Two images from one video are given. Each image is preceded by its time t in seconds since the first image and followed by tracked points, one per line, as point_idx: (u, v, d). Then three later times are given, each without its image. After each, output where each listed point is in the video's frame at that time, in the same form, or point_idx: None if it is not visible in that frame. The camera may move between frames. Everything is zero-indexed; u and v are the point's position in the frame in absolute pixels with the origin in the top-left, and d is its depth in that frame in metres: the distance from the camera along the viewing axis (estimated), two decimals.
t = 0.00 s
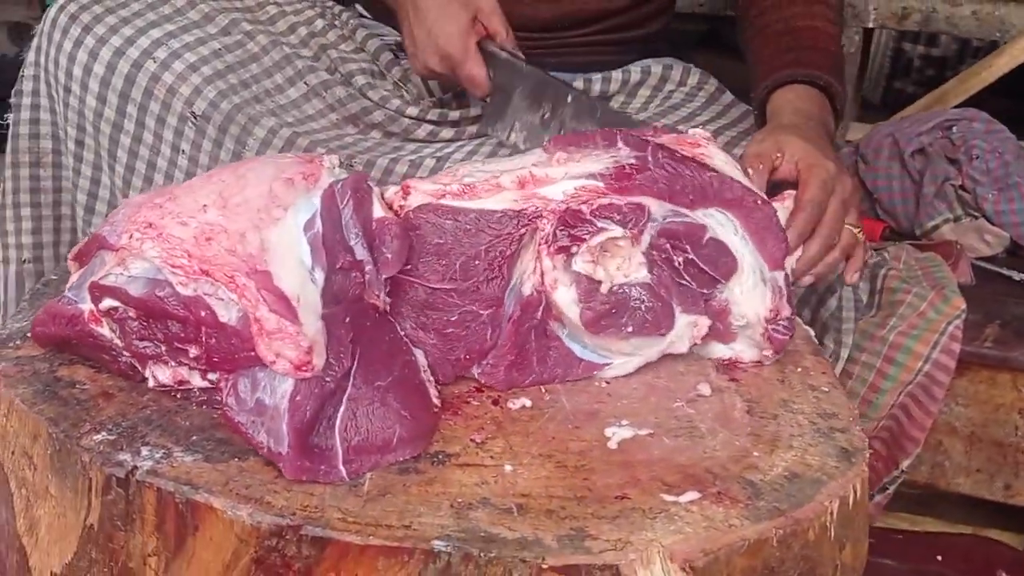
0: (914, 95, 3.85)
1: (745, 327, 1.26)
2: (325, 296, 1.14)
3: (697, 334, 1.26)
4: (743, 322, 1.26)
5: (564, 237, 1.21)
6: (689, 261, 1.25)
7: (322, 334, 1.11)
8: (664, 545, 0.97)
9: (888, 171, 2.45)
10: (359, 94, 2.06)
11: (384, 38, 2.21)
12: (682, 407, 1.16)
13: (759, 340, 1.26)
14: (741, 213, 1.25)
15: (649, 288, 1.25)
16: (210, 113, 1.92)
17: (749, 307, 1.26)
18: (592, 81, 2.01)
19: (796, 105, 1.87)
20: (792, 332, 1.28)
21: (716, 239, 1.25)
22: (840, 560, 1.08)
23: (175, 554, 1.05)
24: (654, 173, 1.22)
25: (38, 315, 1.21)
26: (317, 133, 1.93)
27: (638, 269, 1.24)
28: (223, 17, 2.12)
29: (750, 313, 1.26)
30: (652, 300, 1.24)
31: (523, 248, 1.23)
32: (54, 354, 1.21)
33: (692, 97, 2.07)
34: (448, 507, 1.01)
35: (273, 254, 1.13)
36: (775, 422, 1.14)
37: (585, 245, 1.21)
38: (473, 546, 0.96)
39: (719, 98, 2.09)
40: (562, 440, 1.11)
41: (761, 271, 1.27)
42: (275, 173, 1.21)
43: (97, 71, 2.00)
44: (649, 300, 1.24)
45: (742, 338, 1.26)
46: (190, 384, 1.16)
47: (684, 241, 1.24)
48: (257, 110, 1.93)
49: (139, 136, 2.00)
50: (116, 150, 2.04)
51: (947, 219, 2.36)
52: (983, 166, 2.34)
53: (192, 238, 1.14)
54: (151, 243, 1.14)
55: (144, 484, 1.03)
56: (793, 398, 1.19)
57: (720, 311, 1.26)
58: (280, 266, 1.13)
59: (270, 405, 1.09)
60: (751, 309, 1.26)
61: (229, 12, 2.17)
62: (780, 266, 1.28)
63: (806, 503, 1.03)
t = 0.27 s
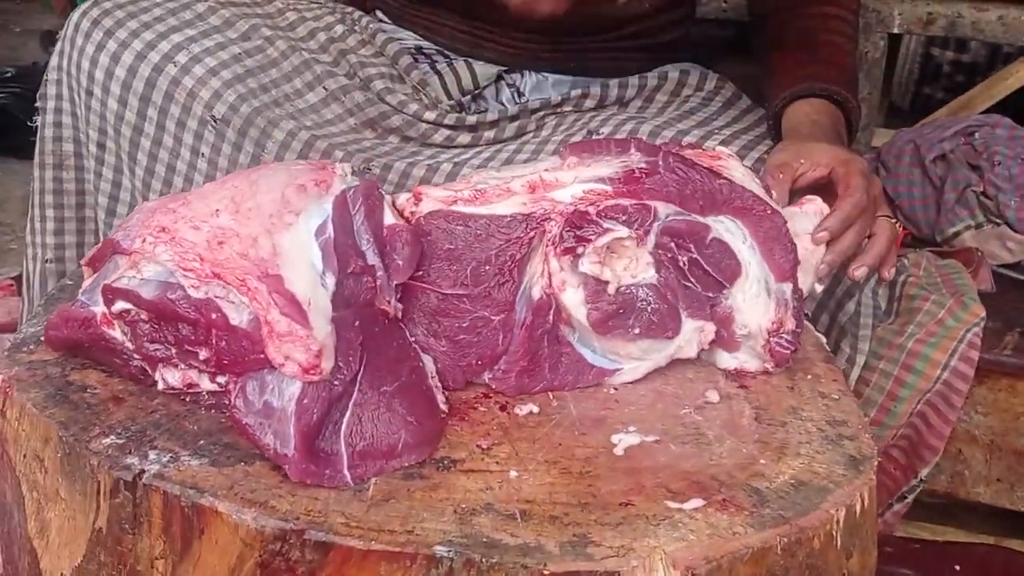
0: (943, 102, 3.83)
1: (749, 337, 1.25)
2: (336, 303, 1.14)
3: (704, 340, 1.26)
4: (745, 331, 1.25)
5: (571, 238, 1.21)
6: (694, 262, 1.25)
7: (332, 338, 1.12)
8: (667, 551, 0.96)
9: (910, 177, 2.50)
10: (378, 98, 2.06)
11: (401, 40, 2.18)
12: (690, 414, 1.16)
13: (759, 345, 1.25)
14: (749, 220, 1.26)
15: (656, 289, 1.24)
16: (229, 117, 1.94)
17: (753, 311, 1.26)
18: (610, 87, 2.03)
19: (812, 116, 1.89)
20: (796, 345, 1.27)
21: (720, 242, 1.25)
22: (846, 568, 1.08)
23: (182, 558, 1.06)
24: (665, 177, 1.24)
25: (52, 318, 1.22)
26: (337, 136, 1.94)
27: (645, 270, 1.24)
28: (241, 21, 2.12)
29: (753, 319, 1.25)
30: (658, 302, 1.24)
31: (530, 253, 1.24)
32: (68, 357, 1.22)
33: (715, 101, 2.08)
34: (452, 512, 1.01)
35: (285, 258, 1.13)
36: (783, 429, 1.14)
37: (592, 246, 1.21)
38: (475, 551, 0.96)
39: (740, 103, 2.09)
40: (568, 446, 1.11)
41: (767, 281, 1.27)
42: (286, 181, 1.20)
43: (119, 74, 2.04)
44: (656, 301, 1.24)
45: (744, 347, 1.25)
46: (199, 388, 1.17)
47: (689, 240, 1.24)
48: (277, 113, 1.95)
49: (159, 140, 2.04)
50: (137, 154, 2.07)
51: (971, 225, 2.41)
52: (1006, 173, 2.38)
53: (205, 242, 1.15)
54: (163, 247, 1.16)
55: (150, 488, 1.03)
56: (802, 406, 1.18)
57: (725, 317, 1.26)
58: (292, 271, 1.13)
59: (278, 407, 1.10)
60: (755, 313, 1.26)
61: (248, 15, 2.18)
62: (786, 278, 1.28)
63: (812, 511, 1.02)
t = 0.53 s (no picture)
0: (958, 110, 3.82)
1: (756, 341, 1.25)
2: (341, 307, 1.15)
3: (710, 345, 1.25)
4: (754, 335, 1.25)
5: (575, 244, 1.20)
6: (700, 268, 1.24)
7: (336, 343, 1.12)
8: (669, 559, 0.95)
9: (922, 185, 2.52)
10: (392, 105, 2.07)
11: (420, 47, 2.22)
12: (694, 421, 1.16)
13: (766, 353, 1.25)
14: (754, 225, 1.26)
15: (661, 294, 1.23)
16: (244, 117, 1.94)
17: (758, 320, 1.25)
18: (623, 94, 2.03)
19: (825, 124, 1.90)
20: (804, 348, 1.27)
21: (725, 248, 1.24)
22: None
23: (184, 563, 1.06)
24: (669, 184, 1.24)
25: (59, 323, 1.23)
26: (351, 141, 1.95)
27: (651, 275, 1.23)
28: (259, 22, 2.13)
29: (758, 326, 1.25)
30: (663, 307, 1.23)
31: (538, 259, 1.23)
32: (75, 362, 1.23)
33: (728, 108, 2.07)
34: (454, 519, 1.00)
35: (290, 264, 1.14)
36: (788, 437, 1.13)
37: (596, 252, 1.20)
38: (476, 558, 0.95)
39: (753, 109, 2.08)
40: (571, 453, 1.10)
41: (774, 285, 1.26)
42: (292, 188, 1.21)
43: (134, 72, 2.03)
44: (661, 307, 1.23)
45: (753, 352, 1.25)
46: (204, 393, 1.17)
47: (694, 246, 1.23)
48: (292, 116, 1.95)
49: (172, 138, 2.03)
50: (149, 152, 2.07)
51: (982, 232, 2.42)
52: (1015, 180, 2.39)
53: (210, 247, 1.16)
54: (169, 253, 1.17)
55: (153, 493, 1.04)
56: (807, 413, 1.18)
57: (732, 323, 1.26)
58: (296, 275, 1.14)
59: (281, 412, 1.10)
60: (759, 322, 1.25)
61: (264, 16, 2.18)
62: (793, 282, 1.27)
63: (815, 518, 1.01)
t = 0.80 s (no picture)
0: (968, 114, 3.81)
1: (728, 330, 1.28)
2: (331, 313, 1.13)
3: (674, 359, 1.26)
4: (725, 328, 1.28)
5: (569, 248, 1.23)
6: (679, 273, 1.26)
7: (334, 345, 1.11)
8: (672, 562, 0.95)
9: (929, 190, 2.60)
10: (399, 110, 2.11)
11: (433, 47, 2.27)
12: (699, 424, 1.16)
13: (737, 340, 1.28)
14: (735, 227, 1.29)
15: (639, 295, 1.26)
16: (251, 120, 1.94)
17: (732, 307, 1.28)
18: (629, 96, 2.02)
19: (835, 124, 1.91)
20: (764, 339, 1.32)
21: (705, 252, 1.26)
22: None
23: (187, 565, 1.06)
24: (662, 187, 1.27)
25: (59, 326, 1.23)
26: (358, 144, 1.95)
27: (628, 285, 1.25)
28: (268, 24, 2.14)
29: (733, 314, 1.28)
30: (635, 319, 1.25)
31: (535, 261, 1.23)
32: (78, 362, 1.23)
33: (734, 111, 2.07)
34: (457, 521, 1.00)
35: (270, 273, 1.14)
36: (792, 440, 1.13)
37: (585, 271, 1.23)
38: (479, 560, 0.95)
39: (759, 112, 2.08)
40: (575, 455, 1.10)
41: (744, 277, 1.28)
42: (279, 188, 1.20)
43: (143, 72, 2.02)
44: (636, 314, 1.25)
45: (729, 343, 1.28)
46: (206, 398, 1.16)
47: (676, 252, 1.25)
48: (300, 119, 1.96)
49: (179, 140, 2.03)
50: (155, 153, 2.06)
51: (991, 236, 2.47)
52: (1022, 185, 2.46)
53: (195, 257, 1.16)
54: (157, 264, 1.18)
55: (156, 494, 1.03)
56: (812, 417, 1.18)
57: (704, 324, 1.28)
58: (277, 279, 1.14)
59: (284, 421, 1.09)
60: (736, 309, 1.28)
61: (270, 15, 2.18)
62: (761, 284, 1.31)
63: (819, 522, 1.01)
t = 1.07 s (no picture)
0: (972, 118, 3.81)
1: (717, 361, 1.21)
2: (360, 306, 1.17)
3: (683, 363, 1.25)
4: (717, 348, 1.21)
5: (550, 249, 1.22)
6: (666, 278, 1.23)
7: (356, 338, 1.12)
8: (675, 569, 0.95)
9: (934, 194, 2.63)
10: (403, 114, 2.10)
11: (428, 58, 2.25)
12: (702, 430, 1.15)
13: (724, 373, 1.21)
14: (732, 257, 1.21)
15: (632, 306, 1.24)
16: (254, 128, 1.98)
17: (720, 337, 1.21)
18: (635, 100, 2.03)
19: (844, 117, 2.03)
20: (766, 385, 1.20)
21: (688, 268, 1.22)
22: None
23: (189, 570, 1.05)
24: (654, 193, 1.21)
25: (66, 325, 1.21)
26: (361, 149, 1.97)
27: (620, 288, 1.24)
28: (268, 32, 2.19)
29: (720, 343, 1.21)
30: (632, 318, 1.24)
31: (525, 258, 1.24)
32: (80, 367, 1.22)
33: (739, 117, 2.07)
34: (459, 528, 1.00)
35: (309, 262, 1.15)
36: (797, 447, 1.13)
37: (568, 260, 1.22)
38: (481, 565, 0.95)
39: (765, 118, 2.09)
40: (578, 462, 1.10)
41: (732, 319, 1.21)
42: (309, 189, 1.24)
43: (144, 83, 2.05)
44: (632, 319, 1.24)
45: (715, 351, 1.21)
46: (214, 394, 1.17)
47: (659, 257, 1.22)
48: (303, 126, 1.99)
49: (184, 149, 2.06)
50: (158, 164, 2.09)
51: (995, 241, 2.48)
52: None
53: (228, 243, 1.15)
54: (185, 249, 1.15)
55: (158, 499, 1.03)
56: (816, 423, 1.17)
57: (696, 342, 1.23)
58: (318, 271, 1.15)
59: (299, 405, 1.10)
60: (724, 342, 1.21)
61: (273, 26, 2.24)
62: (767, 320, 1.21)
63: (823, 529, 1.01)
